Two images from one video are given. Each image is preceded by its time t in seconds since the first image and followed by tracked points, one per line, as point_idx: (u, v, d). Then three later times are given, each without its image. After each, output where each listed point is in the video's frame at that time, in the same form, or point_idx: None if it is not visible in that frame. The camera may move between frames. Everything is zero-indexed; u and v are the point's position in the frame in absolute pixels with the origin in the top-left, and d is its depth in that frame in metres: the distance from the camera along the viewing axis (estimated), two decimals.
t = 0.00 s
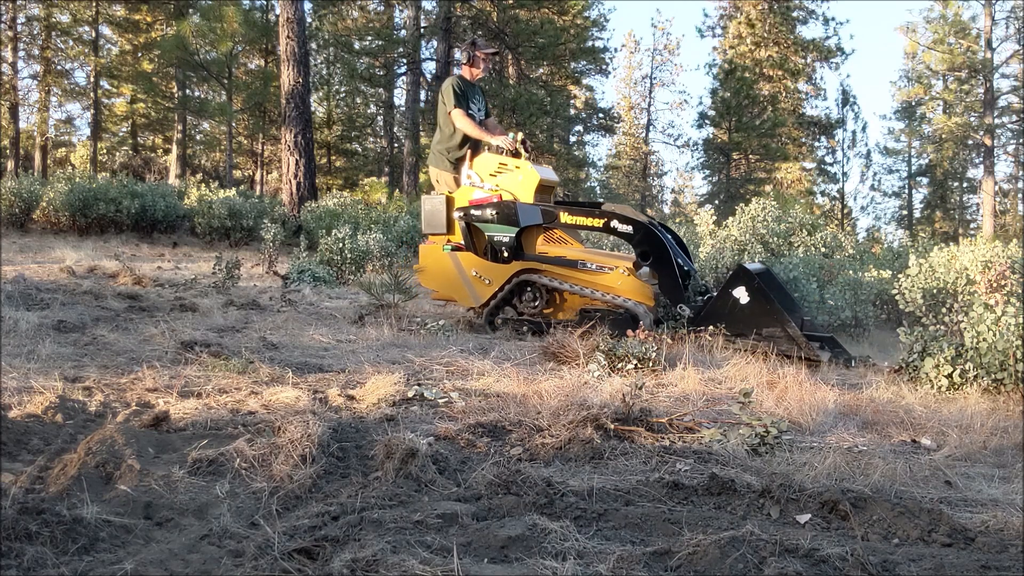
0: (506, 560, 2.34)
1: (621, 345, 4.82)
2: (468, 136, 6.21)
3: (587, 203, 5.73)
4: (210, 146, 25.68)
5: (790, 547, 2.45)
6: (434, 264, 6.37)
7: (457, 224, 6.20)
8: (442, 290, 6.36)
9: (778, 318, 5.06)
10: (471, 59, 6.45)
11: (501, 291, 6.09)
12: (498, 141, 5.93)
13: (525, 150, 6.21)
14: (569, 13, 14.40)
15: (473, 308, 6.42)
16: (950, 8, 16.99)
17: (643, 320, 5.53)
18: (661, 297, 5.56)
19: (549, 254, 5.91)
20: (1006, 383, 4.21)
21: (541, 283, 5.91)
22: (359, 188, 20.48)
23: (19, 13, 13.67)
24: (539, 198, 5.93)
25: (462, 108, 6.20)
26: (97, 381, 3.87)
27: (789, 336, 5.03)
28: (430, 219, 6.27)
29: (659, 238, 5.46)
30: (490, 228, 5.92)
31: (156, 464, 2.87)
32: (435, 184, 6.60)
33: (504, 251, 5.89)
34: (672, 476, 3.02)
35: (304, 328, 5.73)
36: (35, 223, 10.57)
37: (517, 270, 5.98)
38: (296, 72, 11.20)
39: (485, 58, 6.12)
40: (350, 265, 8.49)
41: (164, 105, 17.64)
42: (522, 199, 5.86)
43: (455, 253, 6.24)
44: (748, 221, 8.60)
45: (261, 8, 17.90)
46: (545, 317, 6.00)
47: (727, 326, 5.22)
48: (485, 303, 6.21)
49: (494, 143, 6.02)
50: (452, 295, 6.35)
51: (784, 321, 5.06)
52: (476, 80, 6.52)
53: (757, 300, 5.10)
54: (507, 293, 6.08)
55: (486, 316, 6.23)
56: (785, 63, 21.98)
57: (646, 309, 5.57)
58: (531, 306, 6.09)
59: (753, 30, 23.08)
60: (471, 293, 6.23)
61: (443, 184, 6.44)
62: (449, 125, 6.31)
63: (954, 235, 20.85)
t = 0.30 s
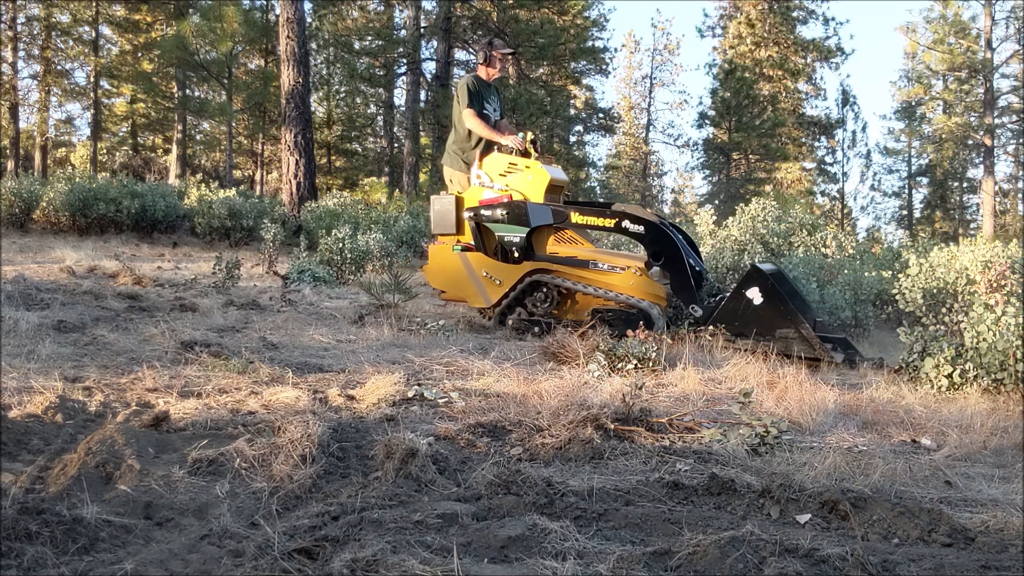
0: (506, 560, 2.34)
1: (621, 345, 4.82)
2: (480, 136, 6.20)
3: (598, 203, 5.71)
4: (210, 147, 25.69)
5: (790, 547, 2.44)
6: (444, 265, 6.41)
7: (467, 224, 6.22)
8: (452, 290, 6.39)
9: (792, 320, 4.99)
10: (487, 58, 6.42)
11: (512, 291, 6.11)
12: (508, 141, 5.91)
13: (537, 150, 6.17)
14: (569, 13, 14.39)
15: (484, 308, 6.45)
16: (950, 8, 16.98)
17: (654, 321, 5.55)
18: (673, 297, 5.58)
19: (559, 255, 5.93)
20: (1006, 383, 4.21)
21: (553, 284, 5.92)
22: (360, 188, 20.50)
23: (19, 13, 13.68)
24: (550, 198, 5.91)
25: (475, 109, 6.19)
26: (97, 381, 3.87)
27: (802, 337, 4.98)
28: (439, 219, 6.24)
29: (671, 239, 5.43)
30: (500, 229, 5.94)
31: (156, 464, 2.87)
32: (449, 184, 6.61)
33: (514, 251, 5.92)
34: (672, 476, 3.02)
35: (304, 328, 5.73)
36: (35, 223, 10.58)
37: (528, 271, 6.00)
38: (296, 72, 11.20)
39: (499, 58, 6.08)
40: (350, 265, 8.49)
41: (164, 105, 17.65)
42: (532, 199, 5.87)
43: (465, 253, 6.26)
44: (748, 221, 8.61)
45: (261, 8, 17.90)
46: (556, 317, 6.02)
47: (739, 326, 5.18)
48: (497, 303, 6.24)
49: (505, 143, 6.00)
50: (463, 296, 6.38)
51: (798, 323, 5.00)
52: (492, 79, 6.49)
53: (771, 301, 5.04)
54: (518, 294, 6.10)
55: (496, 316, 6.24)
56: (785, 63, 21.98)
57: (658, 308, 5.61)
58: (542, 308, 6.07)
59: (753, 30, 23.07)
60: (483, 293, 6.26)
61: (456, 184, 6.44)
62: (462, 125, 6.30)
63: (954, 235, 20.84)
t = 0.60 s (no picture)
0: (506, 560, 2.34)
1: (621, 345, 4.82)
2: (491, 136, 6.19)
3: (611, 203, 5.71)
4: (210, 147, 25.69)
5: (790, 547, 2.44)
6: (455, 265, 6.28)
7: (480, 224, 6.16)
8: (463, 290, 6.25)
9: (810, 321, 4.93)
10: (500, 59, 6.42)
11: (526, 292, 5.99)
12: (521, 141, 5.92)
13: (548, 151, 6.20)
14: (569, 13, 14.39)
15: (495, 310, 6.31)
16: (950, 8, 16.98)
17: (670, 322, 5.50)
18: (689, 299, 5.56)
19: (573, 255, 5.87)
20: (1006, 383, 4.21)
21: (567, 285, 5.83)
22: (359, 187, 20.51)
23: (19, 13, 13.70)
24: (562, 198, 5.96)
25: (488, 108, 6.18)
26: (97, 382, 3.87)
27: (821, 339, 4.92)
28: (451, 218, 6.22)
29: (686, 239, 5.45)
30: (514, 229, 5.91)
31: (156, 464, 2.87)
32: (458, 183, 6.59)
33: (528, 252, 5.89)
34: (672, 476, 3.02)
35: (304, 329, 5.73)
36: (35, 223, 10.58)
37: (542, 271, 5.91)
38: (296, 72, 11.20)
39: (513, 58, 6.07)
40: (350, 265, 8.48)
41: (164, 105, 17.64)
42: (545, 199, 5.91)
43: (477, 254, 6.16)
44: (748, 221, 8.62)
45: (261, 8, 17.89)
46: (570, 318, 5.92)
47: (757, 327, 5.10)
48: (509, 304, 6.12)
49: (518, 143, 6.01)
50: (474, 297, 6.25)
51: (816, 324, 4.94)
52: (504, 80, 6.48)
53: (789, 302, 4.95)
54: (531, 295, 5.98)
55: (509, 317, 6.11)
56: (786, 63, 21.99)
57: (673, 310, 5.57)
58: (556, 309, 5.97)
59: (753, 30, 23.07)
60: (495, 294, 6.13)
61: (467, 183, 6.41)
62: (473, 125, 6.27)
63: (954, 235, 20.84)
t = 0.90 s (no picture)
0: (506, 560, 2.34)
1: (621, 345, 4.82)
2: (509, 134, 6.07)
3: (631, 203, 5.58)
4: (210, 147, 25.70)
5: (790, 547, 2.45)
6: (475, 266, 6.24)
7: (500, 224, 6.10)
8: (483, 291, 6.21)
9: (836, 323, 4.87)
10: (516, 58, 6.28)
11: (546, 293, 5.92)
12: (541, 141, 5.79)
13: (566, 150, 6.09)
14: (569, 13, 14.38)
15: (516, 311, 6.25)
16: (950, 8, 16.99)
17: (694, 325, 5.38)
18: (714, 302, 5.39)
19: (593, 256, 5.78)
20: (1006, 383, 4.21)
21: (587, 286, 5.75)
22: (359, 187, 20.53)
23: (18, 13, 13.72)
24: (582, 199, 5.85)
25: (505, 107, 6.05)
26: (97, 381, 3.87)
27: (846, 340, 4.87)
28: (471, 218, 6.15)
29: (709, 240, 5.29)
30: (534, 230, 5.87)
31: (156, 464, 2.87)
32: (474, 184, 6.48)
33: (548, 252, 5.82)
34: (672, 476, 3.02)
35: (304, 328, 5.73)
36: (35, 223, 10.58)
37: (562, 272, 5.83)
38: (296, 72, 11.20)
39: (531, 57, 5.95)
40: (350, 265, 8.47)
41: (164, 105, 17.65)
42: (565, 200, 5.80)
43: (496, 254, 6.11)
44: (748, 221, 8.63)
45: (261, 8, 17.90)
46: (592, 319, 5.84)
47: (781, 330, 5.00)
48: (530, 305, 6.04)
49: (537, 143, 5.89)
50: (495, 297, 6.20)
51: (841, 325, 4.89)
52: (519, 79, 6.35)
53: (816, 304, 4.87)
54: (552, 296, 5.91)
55: (529, 318, 6.04)
56: (785, 63, 22.00)
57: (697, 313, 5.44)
58: (577, 310, 5.89)
59: (753, 30, 23.07)
60: (515, 295, 6.08)
61: (484, 183, 6.31)
62: (489, 124, 6.14)
63: (954, 235, 20.86)
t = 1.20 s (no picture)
0: (506, 560, 2.34)
1: (621, 345, 4.82)
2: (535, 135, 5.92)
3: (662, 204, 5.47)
4: (210, 147, 25.69)
5: (790, 547, 2.44)
6: (499, 267, 6.04)
7: (527, 225, 5.93)
8: (509, 293, 6.01)
9: (872, 327, 4.80)
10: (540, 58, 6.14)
11: (575, 295, 5.76)
12: (571, 141, 5.67)
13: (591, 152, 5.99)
14: (569, 13, 14.37)
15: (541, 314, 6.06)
16: (950, 8, 17.00)
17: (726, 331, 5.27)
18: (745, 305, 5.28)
19: (623, 257, 5.66)
20: (1006, 383, 4.22)
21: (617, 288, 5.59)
22: (359, 187, 20.54)
23: (18, 13, 13.74)
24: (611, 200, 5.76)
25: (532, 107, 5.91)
26: (97, 382, 3.87)
27: (881, 345, 4.81)
28: (497, 219, 5.93)
29: (741, 242, 5.18)
30: (564, 231, 5.73)
31: (156, 464, 2.87)
32: (498, 186, 6.28)
33: (578, 253, 5.68)
34: (672, 476, 3.03)
35: (304, 328, 5.73)
36: (35, 223, 10.58)
37: (591, 274, 5.68)
38: (296, 72, 11.20)
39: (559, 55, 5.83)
40: (350, 265, 8.46)
41: (164, 105, 17.64)
42: (595, 201, 5.68)
43: (523, 255, 5.93)
44: (749, 221, 8.63)
45: (261, 8, 17.90)
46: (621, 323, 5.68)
47: (815, 335, 4.92)
48: (557, 308, 5.87)
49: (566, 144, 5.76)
50: (520, 300, 6.02)
51: (875, 330, 4.83)
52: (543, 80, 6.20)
53: (851, 309, 4.79)
54: (580, 298, 5.74)
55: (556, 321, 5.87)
56: (785, 63, 22.02)
57: (729, 318, 5.32)
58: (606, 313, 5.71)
59: (753, 30, 23.06)
60: (543, 297, 5.90)
61: (510, 185, 6.11)
62: (516, 124, 5.99)
63: (954, 236, 20.85)
